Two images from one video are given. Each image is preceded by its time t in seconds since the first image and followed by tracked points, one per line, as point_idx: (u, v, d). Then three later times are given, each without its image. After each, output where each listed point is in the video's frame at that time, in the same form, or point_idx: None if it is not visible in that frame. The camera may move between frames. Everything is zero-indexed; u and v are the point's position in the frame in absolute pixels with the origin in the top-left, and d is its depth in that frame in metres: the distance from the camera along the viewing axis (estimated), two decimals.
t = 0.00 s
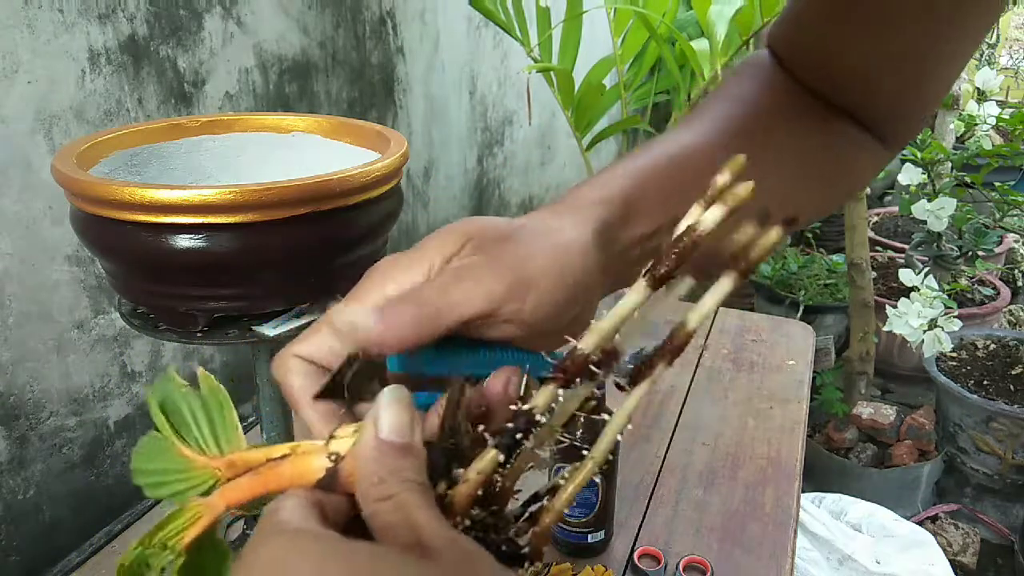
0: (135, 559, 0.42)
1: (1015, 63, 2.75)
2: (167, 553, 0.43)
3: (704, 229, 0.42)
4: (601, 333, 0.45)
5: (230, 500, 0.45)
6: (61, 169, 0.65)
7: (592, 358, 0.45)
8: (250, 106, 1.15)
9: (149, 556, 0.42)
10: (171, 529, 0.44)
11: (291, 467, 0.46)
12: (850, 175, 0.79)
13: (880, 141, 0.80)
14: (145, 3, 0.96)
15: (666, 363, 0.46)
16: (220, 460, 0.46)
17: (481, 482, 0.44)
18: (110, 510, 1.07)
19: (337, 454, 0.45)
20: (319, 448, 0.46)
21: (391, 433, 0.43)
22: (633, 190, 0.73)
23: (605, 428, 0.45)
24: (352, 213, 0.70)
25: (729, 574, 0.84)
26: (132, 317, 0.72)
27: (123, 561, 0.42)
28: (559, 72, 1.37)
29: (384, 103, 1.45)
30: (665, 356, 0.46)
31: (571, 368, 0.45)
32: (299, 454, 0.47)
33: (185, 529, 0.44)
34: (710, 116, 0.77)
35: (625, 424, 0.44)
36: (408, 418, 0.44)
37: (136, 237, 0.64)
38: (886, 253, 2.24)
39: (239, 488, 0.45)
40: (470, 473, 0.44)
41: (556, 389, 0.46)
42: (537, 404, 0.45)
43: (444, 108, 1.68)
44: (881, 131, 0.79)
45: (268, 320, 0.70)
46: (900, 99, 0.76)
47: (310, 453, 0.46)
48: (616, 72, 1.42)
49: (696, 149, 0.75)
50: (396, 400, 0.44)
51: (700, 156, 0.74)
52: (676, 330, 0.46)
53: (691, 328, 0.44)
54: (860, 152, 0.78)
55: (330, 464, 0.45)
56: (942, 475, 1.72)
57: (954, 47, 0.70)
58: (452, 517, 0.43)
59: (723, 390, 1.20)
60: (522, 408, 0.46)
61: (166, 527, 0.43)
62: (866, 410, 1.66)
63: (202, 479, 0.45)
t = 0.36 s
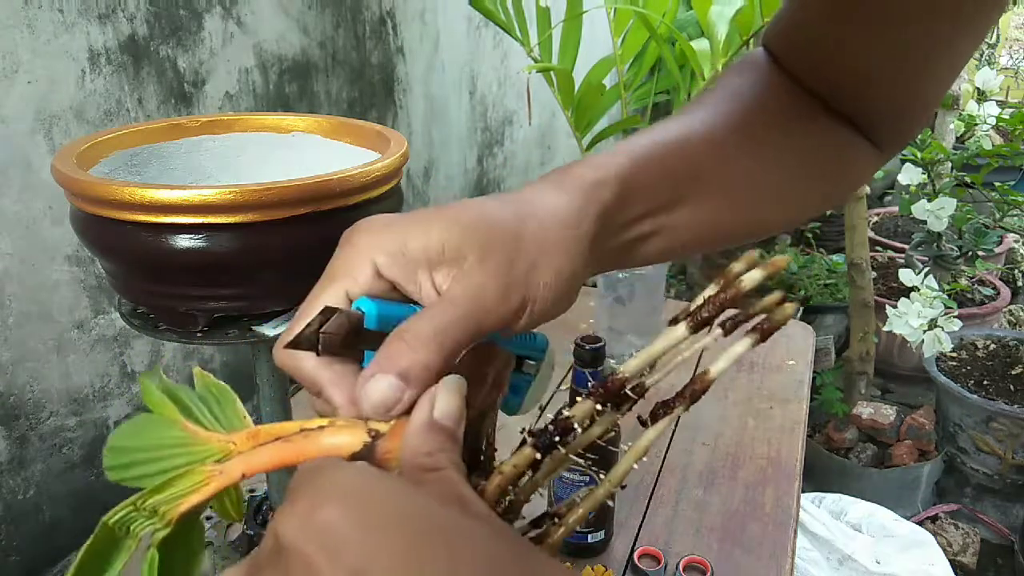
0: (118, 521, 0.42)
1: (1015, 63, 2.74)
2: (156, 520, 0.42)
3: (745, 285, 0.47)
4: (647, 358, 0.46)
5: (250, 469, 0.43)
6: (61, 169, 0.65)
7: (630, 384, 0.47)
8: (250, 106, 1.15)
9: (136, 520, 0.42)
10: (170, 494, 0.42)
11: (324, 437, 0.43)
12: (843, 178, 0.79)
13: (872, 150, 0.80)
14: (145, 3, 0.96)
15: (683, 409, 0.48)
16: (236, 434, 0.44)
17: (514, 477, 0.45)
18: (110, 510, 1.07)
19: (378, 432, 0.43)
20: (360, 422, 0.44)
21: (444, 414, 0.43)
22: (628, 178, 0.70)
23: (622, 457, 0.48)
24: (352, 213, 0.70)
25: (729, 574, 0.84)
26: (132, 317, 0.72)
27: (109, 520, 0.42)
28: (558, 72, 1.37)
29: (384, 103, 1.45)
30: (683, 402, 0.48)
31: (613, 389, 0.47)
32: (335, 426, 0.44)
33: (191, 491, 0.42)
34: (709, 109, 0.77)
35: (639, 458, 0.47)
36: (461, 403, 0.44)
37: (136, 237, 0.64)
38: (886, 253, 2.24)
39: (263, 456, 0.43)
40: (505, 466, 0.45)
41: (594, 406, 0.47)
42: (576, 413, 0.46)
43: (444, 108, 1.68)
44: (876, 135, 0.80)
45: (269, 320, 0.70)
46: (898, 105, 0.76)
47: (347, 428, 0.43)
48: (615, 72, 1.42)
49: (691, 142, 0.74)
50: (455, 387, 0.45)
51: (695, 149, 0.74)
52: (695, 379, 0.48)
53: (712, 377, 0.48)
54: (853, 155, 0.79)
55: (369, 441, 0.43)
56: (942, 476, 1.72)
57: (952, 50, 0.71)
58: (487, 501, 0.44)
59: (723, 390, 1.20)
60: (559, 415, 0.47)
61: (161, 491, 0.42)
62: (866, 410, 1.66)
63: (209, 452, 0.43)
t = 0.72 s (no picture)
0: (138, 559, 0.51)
1: (1015, 63, 2.74)
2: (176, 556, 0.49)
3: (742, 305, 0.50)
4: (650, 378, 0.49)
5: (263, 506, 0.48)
6: (60, 169, 0.65)
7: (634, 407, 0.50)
8: (250, 106, 1.15)
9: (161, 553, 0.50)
10: (189, 531, 0.49)
11: (324, 476, 0.47)
12: (834, 180, 0.80)
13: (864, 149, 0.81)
14: (145, 3, 0.96)
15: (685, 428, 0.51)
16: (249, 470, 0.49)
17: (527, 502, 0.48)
18: (110, 510, 1.07)
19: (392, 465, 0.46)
20: (370, 456, 0.47)
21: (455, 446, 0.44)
22: (625, 178, 0.70)
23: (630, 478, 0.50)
24: (352, 214, 0.70)
25: (729, 574, 0.84)
26: (132, 317, 0.72)
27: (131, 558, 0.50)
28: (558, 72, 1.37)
29: (383, 103, 1.45)
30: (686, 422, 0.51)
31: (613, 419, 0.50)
32: (349, 459, 0.47)
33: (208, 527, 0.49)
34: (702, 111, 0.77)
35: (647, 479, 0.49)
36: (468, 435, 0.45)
37: (136, 237, 0.64)
38: (886, 253, 2.24)
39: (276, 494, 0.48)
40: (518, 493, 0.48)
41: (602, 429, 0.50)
42: (585, 437, 0.49)
43: (444, 108, 1.68)
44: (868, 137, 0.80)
45: (269, 320, 0.70)
46: (890, 106, 0.77)
47: (361, 461, 0.47)
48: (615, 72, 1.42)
49: (682, 147, 0.74)
50: (461, 418, 0.45)
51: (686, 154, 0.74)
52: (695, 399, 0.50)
53: (712, 398, 0.49)
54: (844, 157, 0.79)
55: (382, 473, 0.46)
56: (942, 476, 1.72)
57: (949, 49, 0.71)
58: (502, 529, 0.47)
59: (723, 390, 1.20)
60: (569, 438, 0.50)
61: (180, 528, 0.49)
62: (866, 410, 1.66)
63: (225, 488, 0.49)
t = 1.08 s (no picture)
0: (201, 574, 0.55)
1: (1015, 63, 2.75)
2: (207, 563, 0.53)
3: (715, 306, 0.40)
4: (591, 403, 0.46)
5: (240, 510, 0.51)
6: (61, 169, 0.65)
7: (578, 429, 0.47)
8: (250, 105, 1.15)
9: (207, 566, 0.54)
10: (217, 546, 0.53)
11: (278, 502, 0.48)
12: (835, 172, 0.82)
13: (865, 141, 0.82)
14: (145, 3, 0.96)
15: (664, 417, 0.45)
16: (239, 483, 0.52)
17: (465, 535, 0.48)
18: (110, 510, 1.07)
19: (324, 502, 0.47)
20: (307, 486, 0.48)
21: (363, 488, 0.44)
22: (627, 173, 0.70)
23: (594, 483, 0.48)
24: (351, 214, 0.70)
25: (730, 573, 0.84)
26: (132, 317, 0.72)
27: None
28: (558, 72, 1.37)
29: (384, 103, 1.45)
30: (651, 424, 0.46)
31: (559, 434, 0.47)
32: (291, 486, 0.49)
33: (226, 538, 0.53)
34: (703, 98, 0.77)
35: (623, 473, 0.46)
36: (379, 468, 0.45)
37: (136, 237, 0.64)
38: (886, 253, 2.24)
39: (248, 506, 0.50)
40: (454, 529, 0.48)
41: (543, 456, 0.48)
42: (521, 471, 0.48)
43: (444, 108, 1.68)
44: (865, 127, 0.82)
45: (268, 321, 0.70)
46: (887, 100, 0.79)
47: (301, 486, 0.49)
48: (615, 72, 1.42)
49: (689, 135, 0.75)
50: (362, 454, 0.45)
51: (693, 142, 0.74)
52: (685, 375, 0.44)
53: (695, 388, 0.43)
54: (846, 150, 0.81)
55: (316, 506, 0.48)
56: (942, 476, 1.72)
57: (946, 42, 0.72)
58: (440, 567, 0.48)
59: (723, 390, 1.20)
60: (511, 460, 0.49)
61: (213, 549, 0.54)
62: (866, 410, 1.66)
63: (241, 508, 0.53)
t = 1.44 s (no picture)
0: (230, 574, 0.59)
1: (1015, 63, 2.74)
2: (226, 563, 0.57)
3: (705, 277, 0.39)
4: (586, 385, 0.45)
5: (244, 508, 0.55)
6: (61, 168, 0.65)
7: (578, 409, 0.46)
8: (250, 105, 1.15)
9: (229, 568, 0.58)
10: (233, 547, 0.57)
11: (281, 492, 0.52)
12: (833, 171, 0.83)
13: (862, 139, 0.83)
14: (145, 3, 0.95)
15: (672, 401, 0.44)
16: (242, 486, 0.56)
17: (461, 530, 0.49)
18: (110, 510, 1.07)
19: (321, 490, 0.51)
20: (307, 477, 0.52)
21: (364, 477, 0.44)
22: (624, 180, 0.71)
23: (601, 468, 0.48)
24: (351, 215, 0.70)
25: (730, 573, 0.84)
26: (132, 317, 0.72)
27: None
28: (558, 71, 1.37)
29: (384, 103, 1.45)
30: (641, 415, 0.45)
31: (556, 418, 0.46)
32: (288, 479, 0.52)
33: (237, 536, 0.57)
34: (699, 103, 0.78)
35: (628, 459, 0.46)
36: (378, 460, 0.45)
37: (136, 237, 0.64)
38: (886, 253, 2.24)
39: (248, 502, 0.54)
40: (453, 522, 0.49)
41: (539, 441, 0.48)
42: (519, 456, 0.48)
43: (444, 108, 1.68)
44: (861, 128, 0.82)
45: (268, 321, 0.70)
46: (883, 102, 0.79)
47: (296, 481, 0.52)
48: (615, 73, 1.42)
49: (688, 142, 0.76)
50: (362, 442, 0.45)
51: (692, 149, 0.75)
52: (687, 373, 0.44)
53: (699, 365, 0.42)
54: (843, 149, 0.82)
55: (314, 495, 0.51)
56: (942, 476, 1.72)
57: (940, 46, 0.73)
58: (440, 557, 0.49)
59: (723, 390, 1.20)
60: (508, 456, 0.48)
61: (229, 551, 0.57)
62: (866, 410, 1.66)
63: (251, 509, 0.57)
